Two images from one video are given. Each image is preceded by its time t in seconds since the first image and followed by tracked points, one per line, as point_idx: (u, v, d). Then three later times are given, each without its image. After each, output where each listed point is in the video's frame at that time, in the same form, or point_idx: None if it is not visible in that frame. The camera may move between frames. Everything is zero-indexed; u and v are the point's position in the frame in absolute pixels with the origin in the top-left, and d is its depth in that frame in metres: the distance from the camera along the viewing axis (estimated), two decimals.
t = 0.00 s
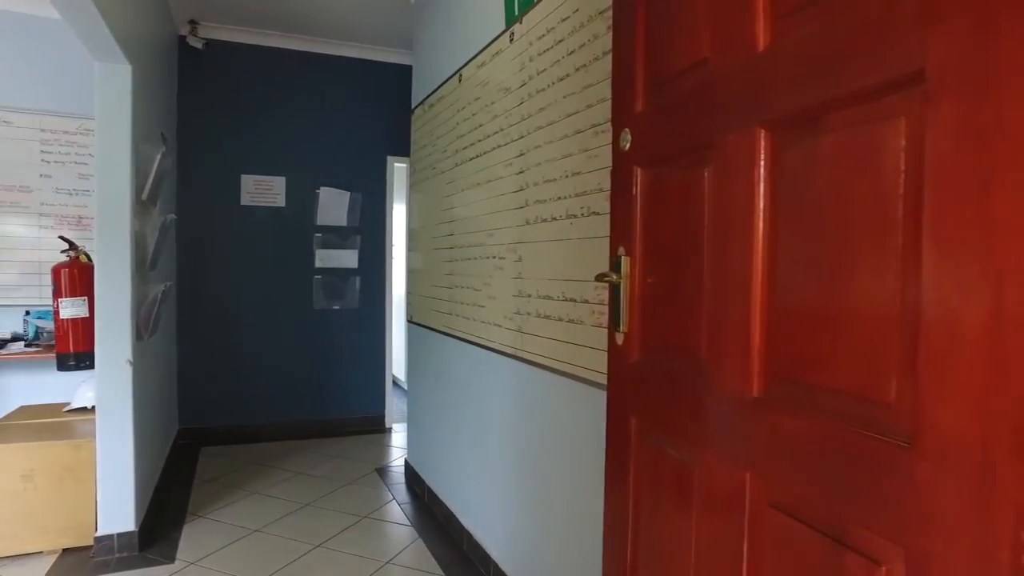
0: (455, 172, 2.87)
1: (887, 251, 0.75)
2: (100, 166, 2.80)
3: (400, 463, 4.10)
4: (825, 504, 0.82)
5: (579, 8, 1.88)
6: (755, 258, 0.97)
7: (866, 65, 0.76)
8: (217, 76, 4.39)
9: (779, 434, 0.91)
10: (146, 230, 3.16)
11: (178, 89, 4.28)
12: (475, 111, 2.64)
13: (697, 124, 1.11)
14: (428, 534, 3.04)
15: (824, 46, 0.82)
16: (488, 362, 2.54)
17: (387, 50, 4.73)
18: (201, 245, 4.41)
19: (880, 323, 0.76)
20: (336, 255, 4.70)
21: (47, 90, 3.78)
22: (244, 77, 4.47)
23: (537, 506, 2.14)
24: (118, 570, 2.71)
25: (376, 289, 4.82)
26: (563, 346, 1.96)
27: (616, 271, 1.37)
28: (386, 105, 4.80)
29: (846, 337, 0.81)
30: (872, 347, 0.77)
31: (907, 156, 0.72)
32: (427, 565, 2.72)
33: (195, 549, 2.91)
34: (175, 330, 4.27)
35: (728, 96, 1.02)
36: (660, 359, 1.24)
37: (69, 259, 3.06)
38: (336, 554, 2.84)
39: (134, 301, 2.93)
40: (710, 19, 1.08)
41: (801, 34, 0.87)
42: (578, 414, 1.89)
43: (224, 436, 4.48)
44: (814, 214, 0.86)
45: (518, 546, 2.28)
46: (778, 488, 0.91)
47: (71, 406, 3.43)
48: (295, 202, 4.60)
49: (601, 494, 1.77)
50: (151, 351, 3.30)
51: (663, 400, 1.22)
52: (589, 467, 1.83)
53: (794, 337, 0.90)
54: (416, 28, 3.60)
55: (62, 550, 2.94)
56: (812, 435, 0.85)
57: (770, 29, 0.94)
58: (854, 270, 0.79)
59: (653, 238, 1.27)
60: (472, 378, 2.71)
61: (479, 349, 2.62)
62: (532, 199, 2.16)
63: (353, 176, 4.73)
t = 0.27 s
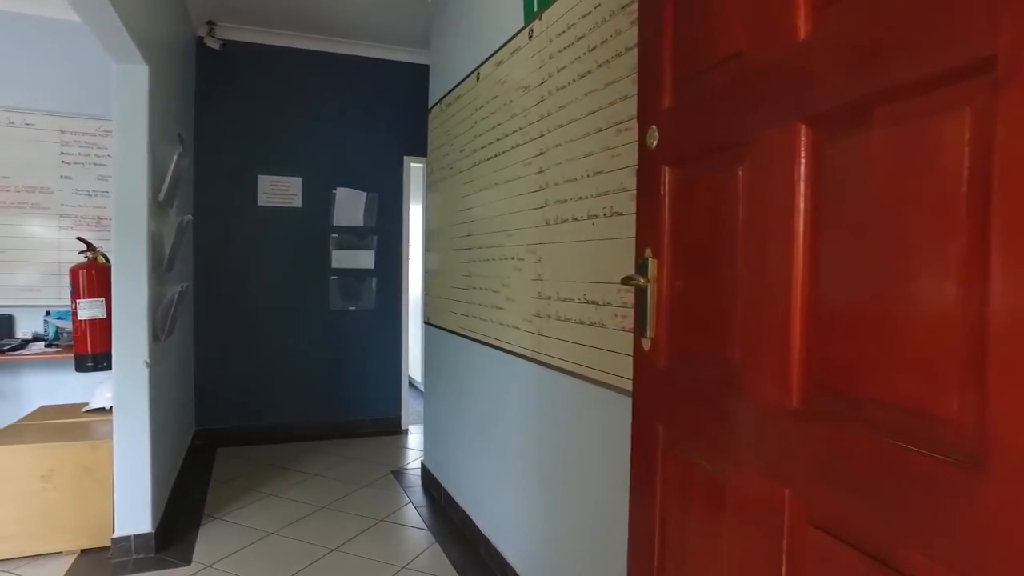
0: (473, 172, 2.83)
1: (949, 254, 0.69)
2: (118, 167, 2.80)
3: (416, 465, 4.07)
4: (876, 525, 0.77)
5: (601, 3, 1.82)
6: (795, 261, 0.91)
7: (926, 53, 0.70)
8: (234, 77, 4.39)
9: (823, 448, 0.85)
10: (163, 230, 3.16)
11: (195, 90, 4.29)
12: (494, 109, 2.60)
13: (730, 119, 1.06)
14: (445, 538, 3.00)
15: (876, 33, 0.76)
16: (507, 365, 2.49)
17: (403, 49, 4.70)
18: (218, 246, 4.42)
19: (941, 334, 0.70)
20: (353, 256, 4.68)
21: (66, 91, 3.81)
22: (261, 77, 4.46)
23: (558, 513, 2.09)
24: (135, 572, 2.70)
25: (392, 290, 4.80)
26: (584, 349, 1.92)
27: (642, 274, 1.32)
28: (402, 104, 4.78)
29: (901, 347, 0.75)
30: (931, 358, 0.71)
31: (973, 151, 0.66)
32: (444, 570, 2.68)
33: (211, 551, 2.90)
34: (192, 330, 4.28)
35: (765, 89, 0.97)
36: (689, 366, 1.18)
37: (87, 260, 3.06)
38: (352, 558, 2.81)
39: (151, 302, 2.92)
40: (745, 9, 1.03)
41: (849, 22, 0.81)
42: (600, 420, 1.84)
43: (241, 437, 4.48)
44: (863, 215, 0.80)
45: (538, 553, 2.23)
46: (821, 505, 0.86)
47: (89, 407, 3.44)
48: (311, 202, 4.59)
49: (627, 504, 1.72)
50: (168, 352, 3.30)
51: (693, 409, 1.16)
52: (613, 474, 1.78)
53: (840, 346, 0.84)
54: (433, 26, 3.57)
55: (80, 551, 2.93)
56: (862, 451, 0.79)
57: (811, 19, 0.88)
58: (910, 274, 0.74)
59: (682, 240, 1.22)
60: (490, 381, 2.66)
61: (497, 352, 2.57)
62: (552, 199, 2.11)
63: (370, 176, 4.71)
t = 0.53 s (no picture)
0: (493, 173, 2.78)
1: None
2: (136, 169, 2.79)
3: (434, 469, 4.03)
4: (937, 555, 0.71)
5: None
6: (844, 268, 0.85)
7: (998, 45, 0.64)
8: (252, 78, 4.39)
9: (875, 470, 0.79)
10: (181, 232, 3.15)
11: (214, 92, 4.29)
12: (514, 109, 2.55)
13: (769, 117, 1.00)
14: (464, 544, 2.95)
15: (940, 23, 0.70)
16: (527, 370, 2.44)
17: (421, 49, 4.67)
18: (237, 247, 4.41)
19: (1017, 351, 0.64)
20: (370, 258, 4.66)
21: (88, 94, 3.83)
22: (279, 78, 4.45)
23: (581, 523, 2.04)
24: None
25: (409, 291, 4.76)
26: (609, 355, 1.86)
27: (674, 280, 1.26)
28: (420, 105, 4.74)
29: (967, 364, 0.69)
30: (1004, 377, 0.65)
31: None
32: None
33: (229, 555, 2.88)
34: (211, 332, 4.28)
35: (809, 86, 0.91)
36: (724, 377, 1.13)
37: (106, 263, 3.07)
38: (370, 564, 2.78)
39: (169, 305, 2.91)
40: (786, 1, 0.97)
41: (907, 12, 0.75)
42: (626, 429, 1.79)
43: (259, 438, 4.48)
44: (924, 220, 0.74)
45: (560, 563, 2.18)
46: (873, 531, 0.80)
47: (109, 408, 3.44)
48: (329, 204, 4.57)
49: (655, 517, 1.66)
50: (185, 354, 3.29)
51: (728, 422, 1.10)
52: (641, 485, 1.73)
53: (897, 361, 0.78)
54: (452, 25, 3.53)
55: (100, 553, 2.94)
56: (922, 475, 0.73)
57: (863, 9, 0.82)
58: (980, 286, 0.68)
59: (716, 244, 1.16)
60: (510, 386, 2.62)
61: (518, 356, 2.52)
62: (575, 201, 2.06)
63: (387, 178, 4.68)
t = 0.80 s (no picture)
0: (514, 172, 2.72)
1: None
2: (154, 170, 2.77)
3: (453, 472, 3.98)
4: None
5: None
6: (909, 272, 0.78)
7: None
8: (270, 78, 4.37)
9: (946, 493, 0.73)
10: (199, 233, 3.13)
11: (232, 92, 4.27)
12: (536, 107, 2.49)
13: (821, 109, 0.93)
14: (483, 550, 2.90)
15: None
16: (550, 373, 2.38)
17: (439, 47, 4.62)
18: (255, 248, 4.40)
19: None
20: (388, 258, 4.62)
21: (108, 95, 3.83)
22: (297, 78, 4.43)
23: (605, 532, 1.97)
24: None
25: (427, 292, 4.72)
26: (636, 360, 1.79)
27: (713, 282, 1.20)
28: (438, 104, 4.70)
29: None
30: None
31: None
32: None
33: (247, 559, 2.86)
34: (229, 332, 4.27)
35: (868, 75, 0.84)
36: (769, 386, 1.06)
37: (124, 263, 3.06)
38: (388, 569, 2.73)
39: (187, 306, 2.89)
40: None
41: None
42: (654, 436, 1.72)
43: (277, 439, 4.46)
44: (1005, 219, 0.67)
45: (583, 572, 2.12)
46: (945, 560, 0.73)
47: (128, 409, 3.43)
48: (347, 204, 4.54)
49: (687, 531, 1.58)
50: (203, 356, 3.26)
51: (774, 434, 1.04)
52: (670, 496, 1.65)
53: (970, 374, 0.71)
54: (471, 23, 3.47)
55: (119, 554, 2.92)
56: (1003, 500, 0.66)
57: None
58: None
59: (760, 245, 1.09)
60: (532, 389, 2.56)
61: (540, 359, 2.47)
62: (601, 200, 1.99)
63: (405, 177, 4.64)
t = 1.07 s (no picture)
0: (536, 169, 2.65)
1: None
2: (171, 168, 2.73)
3: (471, 475, 3.92)
4: None
5: None
6: (994, 272, 0.70)
7: None
8: (288, 77, 4.34)
9: None
10: (216, 232, 3.10)
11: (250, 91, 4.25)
12: (560, 102, 2.42)
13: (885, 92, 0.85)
14: (502, 556, 2.83)
15: None
16: (573, 376, 2.31)
17: (457, 44, 4.56)
18: (273, 247, 4.37)
19: None
20: (405, 257, 4.58)
21: (127, 94, 3.82)
22: (315, 76, 4.40)
23: (631, 542, 1.89)
24: None
25: (445, 292, 4.67)
26: (666, 363, 1.72)
27: (758, 282, 1.12)
28: (456, 102, 4.64)
29: None
30: None
31: None
32: None
33: (263, 562, 2.81)
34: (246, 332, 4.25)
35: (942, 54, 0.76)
36: (823, 394, 0.98)
37: (142, 262, 3.04)
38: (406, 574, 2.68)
39: (204, 305, 2.86)
40: None
41: None
42: (683, 444, 1.64)
43: (293, 440, 4.43)
44: None
45: None
46: None
47: (146, 409, 3.41)
48: (364, 202, 4.50)
49: (720, 544, 1.50)
50: (220, 356, 3.23)
51: (828, 446, 0.96)
52: (702, 507, 1.57)
53: None
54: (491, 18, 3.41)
55: (135, 556, 2.90)
56: None
57: None
58: None
59: (810, 241, 1.01)
60: (555, 393, 2.48)
61: (563, 362, 2.39)
62: (629, 197, 1.92)
63: (423, 176, 4.59)
